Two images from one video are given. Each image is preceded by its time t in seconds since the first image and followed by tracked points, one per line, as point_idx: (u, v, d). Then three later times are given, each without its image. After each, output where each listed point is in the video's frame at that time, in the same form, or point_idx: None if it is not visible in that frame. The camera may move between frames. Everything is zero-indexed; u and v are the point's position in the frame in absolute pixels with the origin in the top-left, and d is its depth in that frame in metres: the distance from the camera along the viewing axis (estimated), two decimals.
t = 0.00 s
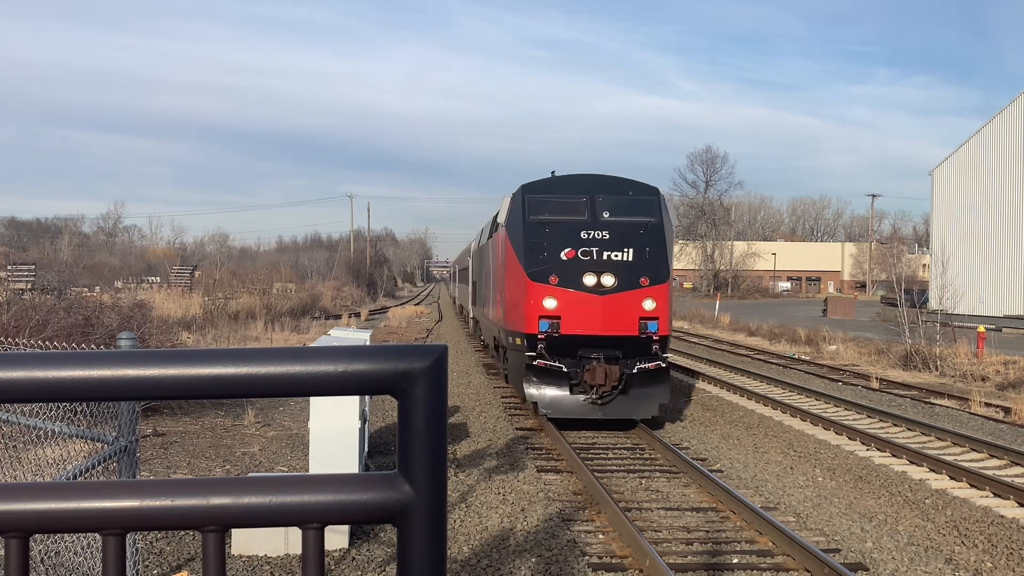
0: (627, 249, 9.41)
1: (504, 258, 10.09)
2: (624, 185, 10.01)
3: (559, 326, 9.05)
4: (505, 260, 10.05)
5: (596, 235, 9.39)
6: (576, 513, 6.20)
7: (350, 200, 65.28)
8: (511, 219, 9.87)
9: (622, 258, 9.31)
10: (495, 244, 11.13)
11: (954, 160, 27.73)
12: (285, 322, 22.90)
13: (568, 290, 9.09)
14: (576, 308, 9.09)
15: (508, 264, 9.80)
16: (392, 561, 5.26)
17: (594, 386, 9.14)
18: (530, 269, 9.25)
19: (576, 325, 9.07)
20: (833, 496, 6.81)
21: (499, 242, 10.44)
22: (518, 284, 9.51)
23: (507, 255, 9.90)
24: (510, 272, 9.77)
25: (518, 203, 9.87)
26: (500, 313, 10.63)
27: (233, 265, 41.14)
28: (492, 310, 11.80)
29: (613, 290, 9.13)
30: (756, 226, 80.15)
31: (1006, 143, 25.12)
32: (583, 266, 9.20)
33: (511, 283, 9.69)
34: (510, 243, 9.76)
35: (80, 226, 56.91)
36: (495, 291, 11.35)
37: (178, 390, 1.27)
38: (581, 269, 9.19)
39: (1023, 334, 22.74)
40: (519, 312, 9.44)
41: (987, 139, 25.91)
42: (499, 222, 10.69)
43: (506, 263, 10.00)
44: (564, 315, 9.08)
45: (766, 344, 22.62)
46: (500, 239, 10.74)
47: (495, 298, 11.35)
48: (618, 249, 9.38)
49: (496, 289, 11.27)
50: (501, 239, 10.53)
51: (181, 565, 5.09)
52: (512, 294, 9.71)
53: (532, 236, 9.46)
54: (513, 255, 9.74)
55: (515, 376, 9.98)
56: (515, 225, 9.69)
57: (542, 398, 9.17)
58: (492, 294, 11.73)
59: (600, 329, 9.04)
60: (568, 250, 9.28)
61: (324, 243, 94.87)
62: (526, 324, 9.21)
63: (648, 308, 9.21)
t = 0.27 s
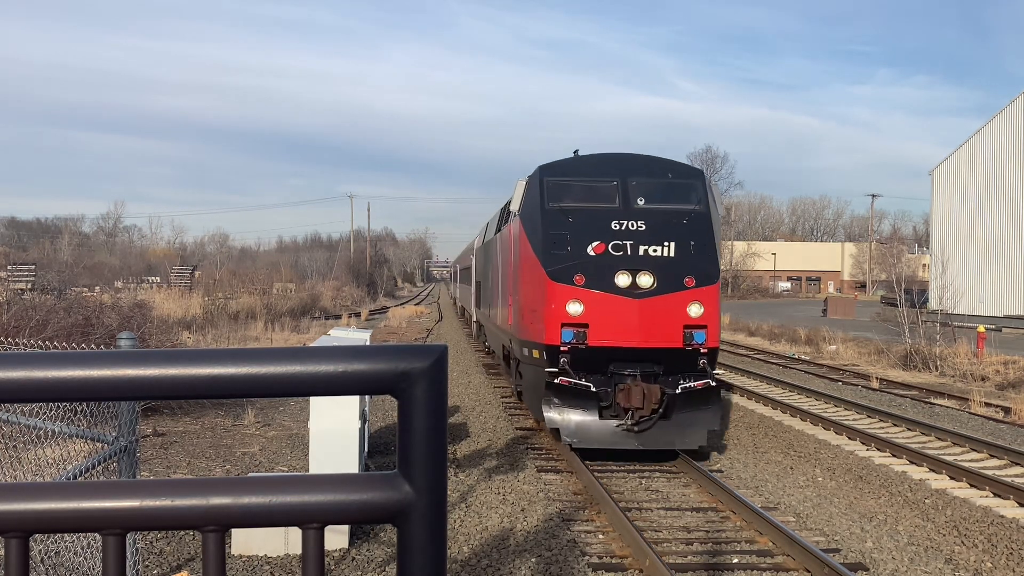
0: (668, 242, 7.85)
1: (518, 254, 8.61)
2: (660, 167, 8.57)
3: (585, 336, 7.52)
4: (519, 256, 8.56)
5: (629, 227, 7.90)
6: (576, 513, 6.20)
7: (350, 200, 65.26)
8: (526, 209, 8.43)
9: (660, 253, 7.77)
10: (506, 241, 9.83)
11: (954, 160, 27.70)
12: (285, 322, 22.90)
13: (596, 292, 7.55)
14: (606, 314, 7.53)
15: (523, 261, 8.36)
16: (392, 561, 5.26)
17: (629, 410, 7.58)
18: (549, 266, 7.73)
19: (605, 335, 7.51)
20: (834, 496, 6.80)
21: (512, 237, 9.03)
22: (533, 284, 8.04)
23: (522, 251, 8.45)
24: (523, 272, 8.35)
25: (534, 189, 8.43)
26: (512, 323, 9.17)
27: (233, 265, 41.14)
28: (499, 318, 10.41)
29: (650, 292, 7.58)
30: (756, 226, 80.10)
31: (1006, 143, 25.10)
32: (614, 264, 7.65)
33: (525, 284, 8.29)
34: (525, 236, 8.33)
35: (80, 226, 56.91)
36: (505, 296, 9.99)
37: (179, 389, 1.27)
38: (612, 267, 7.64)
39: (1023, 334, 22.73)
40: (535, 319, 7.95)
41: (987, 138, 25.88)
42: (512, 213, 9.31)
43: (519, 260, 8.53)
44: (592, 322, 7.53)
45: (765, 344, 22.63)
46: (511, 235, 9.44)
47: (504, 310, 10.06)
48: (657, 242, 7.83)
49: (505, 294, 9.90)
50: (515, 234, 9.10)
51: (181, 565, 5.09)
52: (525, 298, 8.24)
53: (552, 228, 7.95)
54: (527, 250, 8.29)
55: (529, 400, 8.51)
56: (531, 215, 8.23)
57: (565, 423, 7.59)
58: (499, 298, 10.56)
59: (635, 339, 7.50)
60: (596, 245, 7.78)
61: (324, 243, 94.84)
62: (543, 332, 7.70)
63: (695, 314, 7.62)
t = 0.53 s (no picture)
0: (727, 232, 6.31)
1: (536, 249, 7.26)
2: (711, 142, 7.15)
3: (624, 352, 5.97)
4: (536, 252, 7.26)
5: (677, 215, 6.41)
6: (576, 513, 6.20)
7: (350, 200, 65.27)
8: (546, 193, 7.11)
9: (719, 247, 6.18)
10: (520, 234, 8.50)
11: (953, 160, 27.70)
12: (285, 322, 22.90)
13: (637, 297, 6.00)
14: (649, 326, 5.98)
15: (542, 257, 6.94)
16: (392, 561, 5.26)
17: (681, 449, 6.05)
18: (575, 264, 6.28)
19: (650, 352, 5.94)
20: (834, 496, 6.80)
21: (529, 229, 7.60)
22: (554, 287, 6.62)
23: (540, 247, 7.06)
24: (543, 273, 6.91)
25: (555, 169, 7.09)
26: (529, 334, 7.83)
27: (233, 265, 41.14)
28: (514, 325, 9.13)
29: (708, 296, 6.00)
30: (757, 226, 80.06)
31: (1006, 143, 25.08)
32: (660, 262, 6.09)
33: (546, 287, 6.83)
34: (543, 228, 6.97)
35: (80, 226, 56.91)
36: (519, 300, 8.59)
37: (179, 390, 1.27)
38: (658, 265, 6.08)
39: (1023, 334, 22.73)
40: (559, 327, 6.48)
41: (987, 138, 25.87)
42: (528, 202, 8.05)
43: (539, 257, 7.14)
44: (634, 335, 5.98)
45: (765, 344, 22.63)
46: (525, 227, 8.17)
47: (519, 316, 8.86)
48: (715, 233, 6.30)
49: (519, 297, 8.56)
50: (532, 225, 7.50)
51: (181, 565, 5.09)
52: (545, 302, 6.80)
53: (578, 215, 6.53)
54: (547, 244, 6.83)
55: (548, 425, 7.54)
56: (552, 201, 6.85)
57: (600, 465, 6.02)
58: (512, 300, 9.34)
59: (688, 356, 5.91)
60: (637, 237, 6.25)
61: (324, 243, 94.78)
62: (569, 346, 6.23)
63: (765, 324, 6.03)
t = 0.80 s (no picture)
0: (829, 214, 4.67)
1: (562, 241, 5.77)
2: (800, 97, 5.49)
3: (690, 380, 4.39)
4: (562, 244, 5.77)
5: (759, 191, 4.80)
6: (576, 513, 6.20)
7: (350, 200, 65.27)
8: (573, 168, 5.60)
9: (818, 236, 4.57)
10: (537, 230, 7.26)
11: (953, 161, 27.69)
12: (285, 322, 22.89)
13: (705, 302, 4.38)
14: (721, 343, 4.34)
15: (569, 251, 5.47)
16: (392, 561, 5.26)
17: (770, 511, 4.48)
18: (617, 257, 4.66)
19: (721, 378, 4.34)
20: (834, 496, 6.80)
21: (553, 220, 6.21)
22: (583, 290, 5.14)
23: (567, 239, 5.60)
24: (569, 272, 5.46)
25: (587, 135, 5.56)
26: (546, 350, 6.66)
27: (233, 265, 41.14)
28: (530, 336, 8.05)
29: (806, 303, 4.38)
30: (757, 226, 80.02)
31: (1007, 144, 25.05)
32: (733, 254, 4.49)
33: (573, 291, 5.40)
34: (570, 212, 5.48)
35: (80, 226, 56.91)
36: (538, 306, 7.29)
37: (179, 390, 1.27)
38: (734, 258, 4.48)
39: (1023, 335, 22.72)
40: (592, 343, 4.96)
41: (988, 139, 25.85)
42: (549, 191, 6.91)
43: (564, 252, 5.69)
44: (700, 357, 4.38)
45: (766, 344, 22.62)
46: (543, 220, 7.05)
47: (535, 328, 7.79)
48: (813, 214, 4.67)
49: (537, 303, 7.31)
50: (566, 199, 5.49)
51: (181, 565, 5.09)
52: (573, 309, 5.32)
53: (620, 192, 4.89)
54: (575, 235, 5.32)
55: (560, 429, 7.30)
56: (586, 176, 5.28)
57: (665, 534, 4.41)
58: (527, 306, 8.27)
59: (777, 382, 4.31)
60: (706, 221, 4.64)
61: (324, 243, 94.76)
62: (608, 369, 4.69)
63: (885, 340, 4.41)
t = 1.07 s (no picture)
0: None
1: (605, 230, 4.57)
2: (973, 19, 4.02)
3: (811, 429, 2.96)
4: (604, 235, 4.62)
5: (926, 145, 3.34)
6: (576, 513, 6.21)
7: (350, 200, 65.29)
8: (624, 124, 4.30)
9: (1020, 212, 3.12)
10: (566, 219, 6.06)
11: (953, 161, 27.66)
12: (285, 322, 22.91)
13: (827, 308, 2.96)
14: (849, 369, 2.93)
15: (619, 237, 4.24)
16: (392, 561, 5.26)
17: None
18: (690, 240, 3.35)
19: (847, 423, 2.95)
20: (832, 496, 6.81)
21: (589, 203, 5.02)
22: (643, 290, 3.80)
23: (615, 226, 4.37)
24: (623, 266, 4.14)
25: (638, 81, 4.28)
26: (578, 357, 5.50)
27: (233, 265, 41.13)
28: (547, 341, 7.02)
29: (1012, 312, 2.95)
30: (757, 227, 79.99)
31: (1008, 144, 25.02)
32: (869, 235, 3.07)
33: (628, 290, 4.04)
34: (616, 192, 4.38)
35: (80, 226, 56.89)
36: (562, 310, 6.13)
37: (179, 391, 1.27)
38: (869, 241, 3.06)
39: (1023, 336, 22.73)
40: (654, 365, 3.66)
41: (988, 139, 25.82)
42: (576, 175, 5.85)
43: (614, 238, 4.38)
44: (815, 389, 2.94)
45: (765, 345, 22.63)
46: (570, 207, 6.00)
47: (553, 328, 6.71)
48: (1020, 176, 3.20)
49: (562, 301, 6.12)
50: (620, 174, 4.28)
51: (181, 565, 5.08)
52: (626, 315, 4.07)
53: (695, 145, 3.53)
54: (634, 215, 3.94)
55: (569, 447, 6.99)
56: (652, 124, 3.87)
57: None
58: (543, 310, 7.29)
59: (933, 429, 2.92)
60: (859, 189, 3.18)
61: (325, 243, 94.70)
62: (685, 404, 3.34)
63: None
